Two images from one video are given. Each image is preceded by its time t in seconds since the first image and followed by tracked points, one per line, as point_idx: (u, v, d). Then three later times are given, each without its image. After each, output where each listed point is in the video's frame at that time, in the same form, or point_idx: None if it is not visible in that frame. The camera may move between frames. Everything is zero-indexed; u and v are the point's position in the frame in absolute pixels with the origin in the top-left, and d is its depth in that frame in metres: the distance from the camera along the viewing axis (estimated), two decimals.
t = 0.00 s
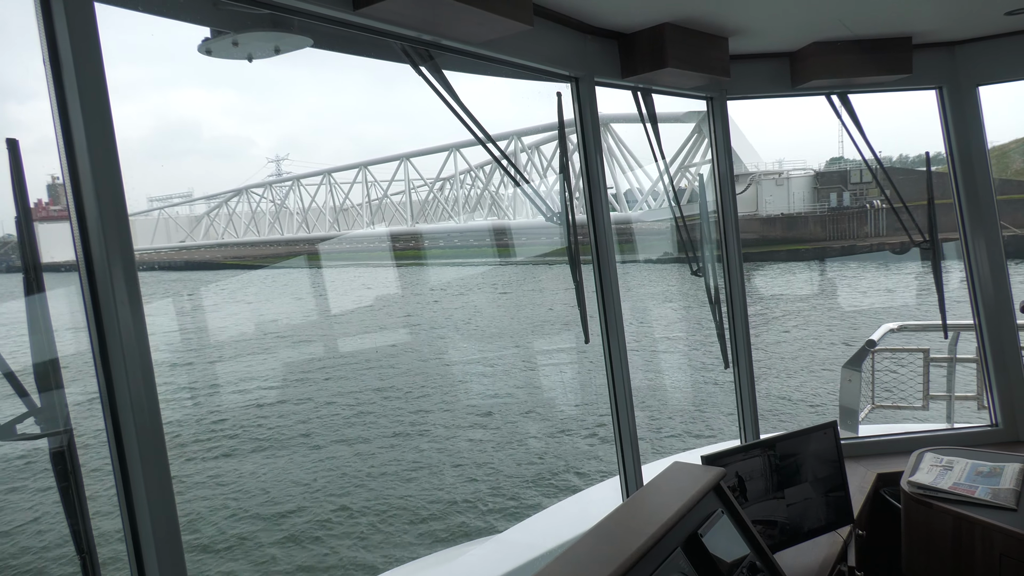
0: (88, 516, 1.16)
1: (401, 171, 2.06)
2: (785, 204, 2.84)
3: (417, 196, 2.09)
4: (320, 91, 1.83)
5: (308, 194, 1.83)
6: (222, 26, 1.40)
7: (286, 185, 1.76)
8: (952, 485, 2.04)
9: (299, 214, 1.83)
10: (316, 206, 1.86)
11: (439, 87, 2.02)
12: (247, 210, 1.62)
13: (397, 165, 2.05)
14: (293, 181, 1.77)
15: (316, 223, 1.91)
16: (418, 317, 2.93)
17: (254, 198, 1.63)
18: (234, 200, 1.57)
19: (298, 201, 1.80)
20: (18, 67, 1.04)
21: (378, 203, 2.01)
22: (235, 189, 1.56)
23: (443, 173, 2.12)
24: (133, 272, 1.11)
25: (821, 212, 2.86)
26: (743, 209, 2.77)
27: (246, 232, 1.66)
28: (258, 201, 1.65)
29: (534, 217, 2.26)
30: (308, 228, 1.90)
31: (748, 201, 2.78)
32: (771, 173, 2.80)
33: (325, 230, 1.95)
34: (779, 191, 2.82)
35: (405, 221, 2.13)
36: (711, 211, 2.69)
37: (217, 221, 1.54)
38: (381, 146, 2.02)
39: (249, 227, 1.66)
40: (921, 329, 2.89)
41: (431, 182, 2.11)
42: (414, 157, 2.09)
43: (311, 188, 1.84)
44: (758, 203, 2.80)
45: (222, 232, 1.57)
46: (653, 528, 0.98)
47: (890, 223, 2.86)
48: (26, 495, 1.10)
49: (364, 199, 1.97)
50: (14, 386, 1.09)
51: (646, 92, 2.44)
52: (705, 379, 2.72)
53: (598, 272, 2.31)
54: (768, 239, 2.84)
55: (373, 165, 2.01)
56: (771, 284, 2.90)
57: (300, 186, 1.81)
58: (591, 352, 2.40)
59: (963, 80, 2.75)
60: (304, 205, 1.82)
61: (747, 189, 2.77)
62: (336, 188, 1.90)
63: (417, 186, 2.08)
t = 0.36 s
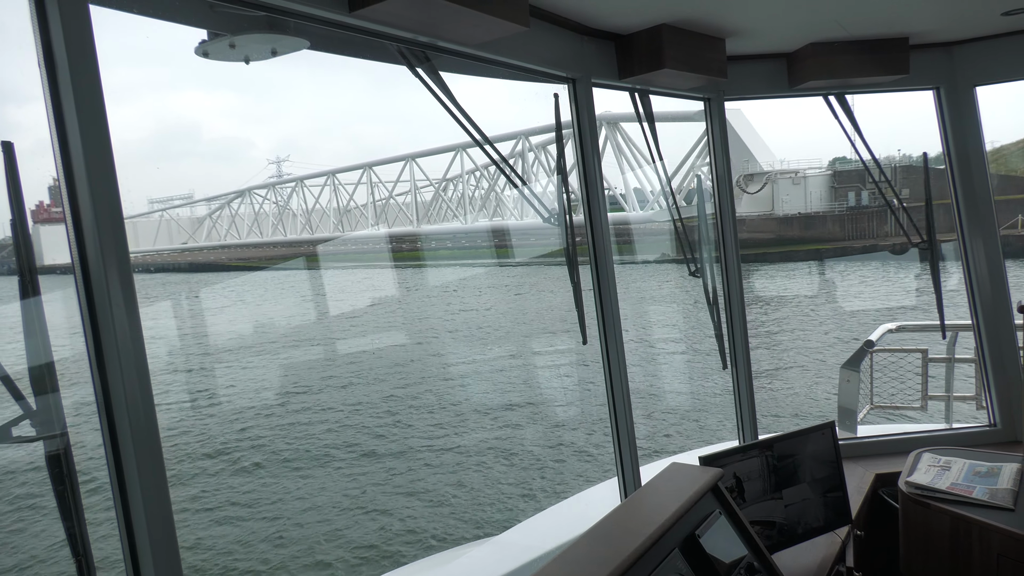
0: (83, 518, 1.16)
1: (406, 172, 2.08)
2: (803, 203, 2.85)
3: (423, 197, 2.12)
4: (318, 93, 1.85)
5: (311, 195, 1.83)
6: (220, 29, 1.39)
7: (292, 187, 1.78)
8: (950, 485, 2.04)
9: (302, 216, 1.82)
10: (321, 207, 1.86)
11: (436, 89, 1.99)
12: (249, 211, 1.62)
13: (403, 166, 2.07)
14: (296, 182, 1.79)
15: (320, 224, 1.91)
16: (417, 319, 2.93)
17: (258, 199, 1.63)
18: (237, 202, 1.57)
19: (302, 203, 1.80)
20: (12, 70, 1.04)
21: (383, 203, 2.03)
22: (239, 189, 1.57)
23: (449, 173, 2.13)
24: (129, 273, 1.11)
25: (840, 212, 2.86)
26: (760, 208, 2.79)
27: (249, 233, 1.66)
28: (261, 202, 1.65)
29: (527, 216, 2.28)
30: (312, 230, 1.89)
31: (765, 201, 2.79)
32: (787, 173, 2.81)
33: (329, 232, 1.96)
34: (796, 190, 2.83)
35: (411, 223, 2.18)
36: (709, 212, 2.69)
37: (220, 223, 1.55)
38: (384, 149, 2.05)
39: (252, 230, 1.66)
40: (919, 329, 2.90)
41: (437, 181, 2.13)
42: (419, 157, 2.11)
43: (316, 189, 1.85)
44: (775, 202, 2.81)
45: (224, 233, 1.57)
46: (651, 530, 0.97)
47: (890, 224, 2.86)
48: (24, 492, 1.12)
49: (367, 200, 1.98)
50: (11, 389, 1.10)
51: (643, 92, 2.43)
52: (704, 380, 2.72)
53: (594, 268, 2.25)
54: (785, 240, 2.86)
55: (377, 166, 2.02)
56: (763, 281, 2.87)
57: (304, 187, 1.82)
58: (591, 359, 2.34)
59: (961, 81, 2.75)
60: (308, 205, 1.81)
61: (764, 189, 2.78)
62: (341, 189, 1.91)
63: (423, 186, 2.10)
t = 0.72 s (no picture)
0: (86, 520, 1.17)
1: (411, 171, 2.09)
2: (819, 202, 2.88)
3: (427, 196, 2.12)
4: (319, 92, 1.85)
5: (314, 195, 1.84)
6: (220, 30, 1.39)
7: (295, 187, 1.79)
8: (950, 485, 2.05)
9: (305, 216, 1.81)
10: (325, 207, 1.86)
11: (436, 89, 1.99)
12: (251, 212, 1.62)
13: (409, 165, 2.09)
14: (300, 182, 1.80)
15: (323, 225, 1.90)
16: (417, 319, 2.93)
17: (260, 199, 1.63)
18: (239, 201, 1.57)
19: (306, 204, 1.80)
20: (12, 70, 1.04)
21: (387, 202, 2.04)
22: (240, 189, 1.57)
23: (454, 172, 2.14)
24: (131, 274, 1.11)
25: (857, 211, 2.88)
26: (775, 207, 2.84)
27: (251, 234, 1.66)
28: (264, 202, 1.66)
29: (530, 216, 2.27)
30: (316, 231, 1.89)
31: (780, 199, 2.83)
32: (804, 171, 2.84)
33: (332, 231, 1.95)
34: (813, 189, 2.86)
35: (414, 223, 2.18)
36: (708, 212, 2.70)
37: (222, 223, 1.55)
38: (384, 149, 2.04)
39: (254, 229, 1.66)
40: (918, 329, 2.91)
41: (442, 181, 2.13)
42: (424, 157, 2.12)
43: (319, 188, 1.85)
44: (790, 201, 2.85)
45: (227, 233, 1.58)
46: (652, 530, 0.98)
47: (890, 224, 2.86)
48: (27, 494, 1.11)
49: (371, 199, 1.99)
50: (13, 390, 1.11)
51: (643, 93, 2.44)
52: (704, 381, 2.72)
53: (595, 268, 2.23)
54: (802, 239, 2.89)
55: (382, 165, 2.03)
56: (764, 282, 2.91)
57: (307, 187, 1.82)
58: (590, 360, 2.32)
59: (961, 81, 2.76)
60: (311, 205, 1.81)
61: (780, 187, 2.83)
62: (344, 188, 1.92)
63: (427, 185, 2.11)
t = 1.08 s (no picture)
0: (87, 521, 1.16)
1: (416, 172, 2.07)
2: (836, 202, 2.87)
3: (430, 196, 2.12)
4: (317, 93, 1.83)
5: (316, 195, 1.85)
6: (220, 30, 1.40)
7: (297, 187, 1.80)
8: (949, 487, 2.05)
9: (307, 216, 1.84)
10: (327, 206, 1.89)
11: (436, 90, 2.01)
12: (253, 211, 1.63)
13: (413, 165, 2.07)
14: (302, 182, 1.81)
15: (325, 224, 1.93)
16: (416, 319, 2.93)
17: (261, 199, 1.65)
18: (240, 201, 1.58)
19: (307, 203, 1.82)
20: (15, 70, 1.05)
21: (392, 202, 2.05)
22: (240, 189, 1.58)
23: (459, 171, 2.13)
24: (133, 274, 1.11)
25: (875, 211, 2.86)
26: (789, 207, 2.85)
27: (252, 233, 1.67)
28: (266, 202, 1.67)
29: (529, 219, 2.26)
30: (317, 230, 1.92)
31: (795, 199, 2.85)
32: (820, 171, 2.84)
33: (334, 231, 1.98)
34: (829, 189, 2.86)
35: (417, 223, 2.18)
36: (707, 214, 2.70)
37: (222, 223, 1.55)
38: (384, 148, 2.02)
39: (255, 229, 1.67)
40: (915, 331, 2.92)
41: (446, 180, 2.13)
42: (429, 157, 2.10)
43: (321, 189, 1.87)
44: (807, 202, 2.86)
45: (227, 233, 1.58)
46: (651, 531, 0.98)
47: (887, 227, 2.87)
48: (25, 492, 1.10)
49: (374, 199, 1.99)
50: (13, 388, 1.10)
51: (643, 95, 2.44)
52: (702, 382, 2.72)
53: (594, 268, 2.27)
54: (819, 239, 2.90)
55: (386, 165, 2.03)
56: (763, 283, 2.90)
57: (309, 187, 1.83)
58: (589, 360, 2.34)
59: (959, 84, 2.77)
60: (313, 204, 1.83)
61: (795, 187, 2.83)
62: (347, 187, 1.93)
63: (431, 185, 2.11)
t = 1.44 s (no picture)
0: (87, 522, 1.17)
1: (423, 170, 2.16)
2: (854, 202, 2.87)
3: (435, 196, 2.16)
4: (314, 91, 1.88)
5: (321, 194, 1.88)
6: (221, 30, 1.39)
7: (301, 185, 1.82)
8: (947, 489, 2.05)
9: (311, 214, 1.84)
10: (332, 206, 1.90)
11: (436, 89, 1.98)
12: (256, 211, 1.64)
13: (419, 164, 2.16)
14: (306, 181, 1.84)
15: (328, 223, 1.93)
16: (416, 319, 2.94)
17: (264, 198, 1.66)
18: (242, 200, 1.58)
19: (311, 203, 1.84)
20: (17, 70, 1.05)
21: (398, 201, 2.09)
22: (243, 189, 1.58)
23: (465, 171, 2.14)
24: (133, 274, 1.11)
25: (893, 211, 2.87)
26: (806, 208, 2.85)
27: (255, 233, 1.67)
28: (268, 202, 1.68)
29: (529, 218, 2.25)
30: (323, 231, 1.93)
31: (811, 200, 2.85)
32: (838, 171, 2.83)
33: (338, 232, 1.99)
34: (847, 189, 2.86)
35: (422, 223, 2.22)
36: (707, 216, 2.70)
37: (225, 222, 1.55)
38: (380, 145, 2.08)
39: (258, 230, 1.68)
40: (915, 333, 2.92)
41: (452, 180, 2.16)
42: (434, 156, 2.19)
43: (326, 188, 1.90)
44: (824, 201, 2.87)
45: (230, 233, 1.58)
46: (650, 531, 0.98)
47: (884, 228, 2.88)
48: (26, 488, 1.11)
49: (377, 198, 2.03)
50: (13, 387, 1.11)
51: (643, 96, 2.44)
52: (701, 383, 2.73)
53: (594, 269, 2.24)
54: (838, 240, 2.91)
55: (390, 164, 2.12)
56: (762, 283, 2.93)
57: (315, 185, 1.87)
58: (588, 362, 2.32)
59: (960, 86, 2.77)
60: (318, 204, 1.85)
61: (812, 187, 2.83)
62: (352, 186, 1.97)
63: (436, 185, 2.15)
